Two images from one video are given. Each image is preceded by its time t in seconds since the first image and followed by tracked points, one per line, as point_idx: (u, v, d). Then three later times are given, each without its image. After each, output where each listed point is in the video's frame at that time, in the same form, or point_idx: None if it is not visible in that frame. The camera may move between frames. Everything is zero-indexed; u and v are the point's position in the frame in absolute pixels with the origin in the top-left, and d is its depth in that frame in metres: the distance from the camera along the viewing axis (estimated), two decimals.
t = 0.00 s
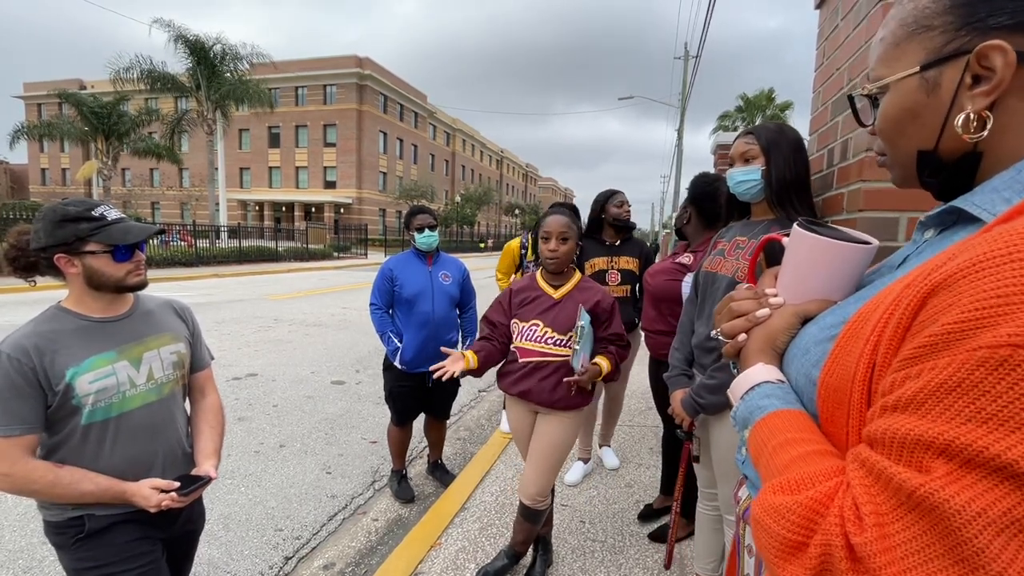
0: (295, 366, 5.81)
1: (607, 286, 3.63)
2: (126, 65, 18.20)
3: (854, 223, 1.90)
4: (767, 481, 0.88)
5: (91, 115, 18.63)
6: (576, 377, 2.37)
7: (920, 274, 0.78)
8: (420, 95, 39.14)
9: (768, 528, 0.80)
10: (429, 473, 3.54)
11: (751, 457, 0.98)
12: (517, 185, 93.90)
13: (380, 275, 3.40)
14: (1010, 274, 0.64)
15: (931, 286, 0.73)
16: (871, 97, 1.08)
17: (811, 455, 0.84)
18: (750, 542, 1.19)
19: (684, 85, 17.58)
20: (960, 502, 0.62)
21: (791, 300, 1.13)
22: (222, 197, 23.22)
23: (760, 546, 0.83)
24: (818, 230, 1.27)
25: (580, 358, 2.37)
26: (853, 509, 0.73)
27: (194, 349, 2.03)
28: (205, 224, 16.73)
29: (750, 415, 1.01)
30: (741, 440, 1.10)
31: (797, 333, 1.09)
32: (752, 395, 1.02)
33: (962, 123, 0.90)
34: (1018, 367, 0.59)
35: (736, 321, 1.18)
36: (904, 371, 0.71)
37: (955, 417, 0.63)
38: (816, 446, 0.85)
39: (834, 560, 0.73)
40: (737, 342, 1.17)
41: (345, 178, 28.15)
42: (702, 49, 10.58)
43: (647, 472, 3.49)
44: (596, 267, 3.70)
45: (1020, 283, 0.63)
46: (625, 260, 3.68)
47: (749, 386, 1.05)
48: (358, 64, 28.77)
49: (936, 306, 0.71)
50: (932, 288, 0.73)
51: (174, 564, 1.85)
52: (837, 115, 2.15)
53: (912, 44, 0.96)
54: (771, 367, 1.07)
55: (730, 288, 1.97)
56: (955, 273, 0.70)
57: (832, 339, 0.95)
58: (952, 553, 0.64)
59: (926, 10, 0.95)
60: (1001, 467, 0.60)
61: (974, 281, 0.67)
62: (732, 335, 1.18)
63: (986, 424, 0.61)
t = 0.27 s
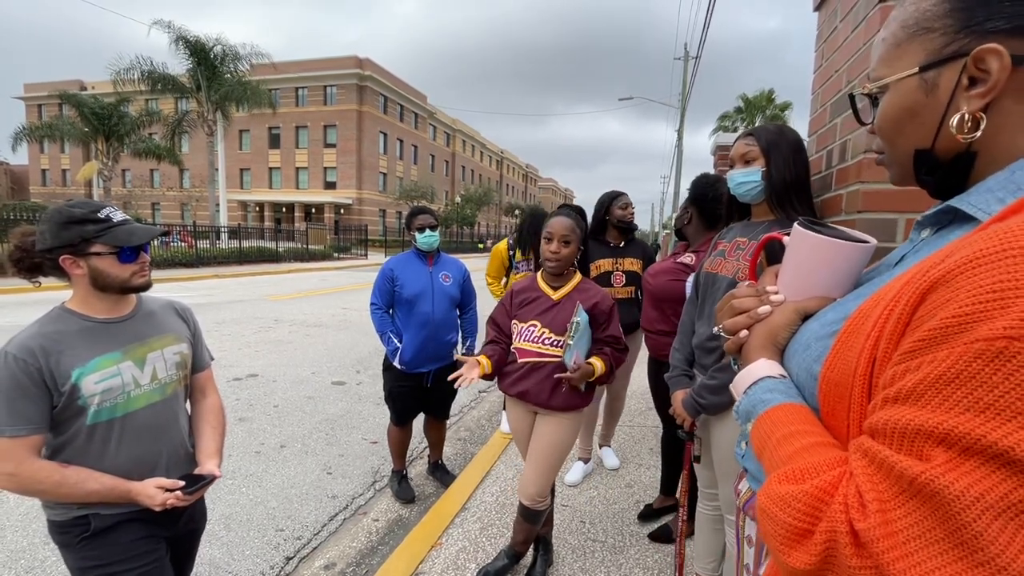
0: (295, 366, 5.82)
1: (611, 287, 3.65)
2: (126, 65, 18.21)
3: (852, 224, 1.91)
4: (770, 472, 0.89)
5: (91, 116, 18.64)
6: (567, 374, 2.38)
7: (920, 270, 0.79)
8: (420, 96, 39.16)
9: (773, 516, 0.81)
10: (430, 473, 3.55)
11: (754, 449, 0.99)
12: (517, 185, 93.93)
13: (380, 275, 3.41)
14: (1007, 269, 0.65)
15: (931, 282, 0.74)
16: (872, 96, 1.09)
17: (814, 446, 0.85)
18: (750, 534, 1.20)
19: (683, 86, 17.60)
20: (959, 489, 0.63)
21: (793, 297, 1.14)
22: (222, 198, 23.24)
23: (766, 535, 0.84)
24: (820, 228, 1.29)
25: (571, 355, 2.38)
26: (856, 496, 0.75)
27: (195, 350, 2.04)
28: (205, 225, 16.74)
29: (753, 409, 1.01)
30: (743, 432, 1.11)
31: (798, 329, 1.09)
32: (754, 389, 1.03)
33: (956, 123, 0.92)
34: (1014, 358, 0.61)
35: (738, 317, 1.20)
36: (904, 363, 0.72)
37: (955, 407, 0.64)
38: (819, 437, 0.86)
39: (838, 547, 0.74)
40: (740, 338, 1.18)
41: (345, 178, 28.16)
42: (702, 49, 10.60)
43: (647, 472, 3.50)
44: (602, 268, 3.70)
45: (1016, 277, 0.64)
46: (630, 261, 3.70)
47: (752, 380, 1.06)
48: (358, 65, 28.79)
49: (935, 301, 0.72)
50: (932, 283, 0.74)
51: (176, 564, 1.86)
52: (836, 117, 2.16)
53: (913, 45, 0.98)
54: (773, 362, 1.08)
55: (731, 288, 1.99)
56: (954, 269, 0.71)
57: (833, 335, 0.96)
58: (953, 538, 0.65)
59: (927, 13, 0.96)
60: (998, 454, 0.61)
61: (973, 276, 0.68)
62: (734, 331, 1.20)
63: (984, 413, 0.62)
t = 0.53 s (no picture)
0: (296, 367, 5.83)
1: (615, 287, 3.66)
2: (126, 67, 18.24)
3: (851, 225, 1.92)
4: (776, 462, 0.90)
5: (91, 117, 18.67)
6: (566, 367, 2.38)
7: (922, 265, 0.81)
8: (421, 97, 39.21)
9: (781, 505, 0.82)
10: (430, 473, 3.56)
11: (757, 440, 1.01)
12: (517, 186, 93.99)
13: (380, 276, 3.42)
14: (1011, 262, 0.67)
15: (935, 276, 0.76)
16: (875, 96, 1.09)
17: (820, 436, 0.86)
18: (750, 527, 1.20)
19: (683, 86, 17.62)
20: (967, 475, 0.64)
21: (796, 292, 1.15)
22: (223, 199, 23.27)
23: (774, 524, 0.85)
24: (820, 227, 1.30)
25: (569, 348, 2.39)
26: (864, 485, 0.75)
27: (196, 350, 2.05)
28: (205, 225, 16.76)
29: (757, 401, 1.02)
30: (746, 422, 1.13)
31: (799, 325, 1.11)
32: (758, 381, 1.05)
33: (958, 124, 0.93)
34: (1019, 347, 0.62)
35: (740, 312, 1.19)
36: (910, 354, 0.73)
37: (962, 395, 0.66)
38: (824, 429, 0.87)
39: (846, 534, 0.75)
40: (742, 332, 1.18)
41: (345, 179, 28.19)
42: (701, 50, 10.62)
43: (647, 473, 3.50)
44: (603, 269, 3.71)
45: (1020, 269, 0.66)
46: (632, 262, 3.71)
47: (755, 373, 1.07)
48: (358, 65, 28.83)
49: (940, 294, 0.74)
50: (937, 277, 0.75)
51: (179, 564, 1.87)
52: (835, 118, 2.17)
53: (917, 47, 0.98)
54: (776, 355, 1.09)
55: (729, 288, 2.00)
56: (959, 263, 0.73)
57: (837, 328, 0.97)
58: (960, 524, 0.66)
59: (932, 16, 0.96)
60: (1005, 440, 0.62)
61: (977, 269, 0.70)
62: (736, 325, 1.19)
63: (990, 401, 0.63)
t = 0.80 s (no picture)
0: (297, 367, 5.85)
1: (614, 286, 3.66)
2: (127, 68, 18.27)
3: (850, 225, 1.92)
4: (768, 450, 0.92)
5: (92, 118, 18.70)
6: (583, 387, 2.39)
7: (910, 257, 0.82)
8: (421, 97, 39.23)
9: (770, 488, 0.84)
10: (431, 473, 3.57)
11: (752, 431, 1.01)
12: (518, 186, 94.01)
13: (380, 276, 3.43)
14: (992, 252, 0.69)
15: (922, 266, 0.77)
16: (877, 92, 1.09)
17: (810, 424, 0.87)
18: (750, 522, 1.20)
19: (684, 87, 17.63)
20: (945, 456, 0.66)
21: (794, 289, 1.15)
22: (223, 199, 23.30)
23: (763, 507, 0.87)
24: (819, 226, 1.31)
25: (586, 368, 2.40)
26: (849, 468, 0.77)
27: (196, 351, 2.07)
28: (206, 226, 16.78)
29: (753, 393, 1.02)
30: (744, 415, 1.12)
31: (798, 320, 1.11)
32: (754, 373, 1.05)
33: (953, 122, 0.94)
34: (994, 332, 0.64)
35: (739, 308, 1.20)
36: (896, 342, 0.75)
37: (941, 380, 0.68)
38: (814, 417, 0.88)
39: (832, 516, 0.77)
40: (741, 328, 1.18)
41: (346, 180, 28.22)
42: (701, 50, 10.65)
43: (648, 473, 3.51)
44: (603, 266, 3.72)
45: (1000, 259, 0.68)
46: (633, 261, 3.72)
47: (753, 365, 1.07)
48: (359, 66, 28.86)
49: (925, 284, 0.76)
50: (924, 267, 0.77)
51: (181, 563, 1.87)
52: (835, 119, 2.17)
53: (919, 45, 0.98)
54: (772, 349, 1.09)
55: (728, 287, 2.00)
56: (944, 253, 0.75)
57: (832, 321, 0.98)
58: (939, 503, 0.68)
59: (934, 14, 0.96)
60: (983, 422, 0.64)
61: (960, 259, 0.72)
62: (735, 322, 1.20)
63: (969, 384, 0.65)
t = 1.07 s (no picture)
0: (299, 368, 5.85)
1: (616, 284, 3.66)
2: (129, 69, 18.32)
3: (850, 225, 1.92)
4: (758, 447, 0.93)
5: (94, 119, 18.74)
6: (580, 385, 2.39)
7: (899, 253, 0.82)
8: (422, 98, 39.24)
9: (756, 481, 0.86)
10: (432, 474, 3.57)
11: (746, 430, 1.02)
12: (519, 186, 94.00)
13: (381, 277, 3.43)
14: (965, 247, 0.69)
15: (904, 262, 0.77)
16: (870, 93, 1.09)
17: (797, 421, 0.88)
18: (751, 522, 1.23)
19: (685, 86, 17.62)
20: (915, 448, 0.66)
21: (790, 291, 1.16)
22: (225, 200, 23.32)
23: (752, 501, 0.88)
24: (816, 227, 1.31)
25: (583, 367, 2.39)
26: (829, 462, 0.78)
27: (200, 351, 2.07)
28: (208, 227, 16.81)
29: (748, 392, 1.02)
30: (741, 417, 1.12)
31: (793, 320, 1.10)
32: (748, 373, 1.05)
33: (940, 122, 0.94)
34: (964, 326, 0.64)
35: (737, 310, 1.21)
36: (875, 338, 0.76)
37: (912, 373, 0.68)
38: (802, 414, 0.89)
39: (814, 509, 0.78)
40: (739, 329, 1.18)
41: (347, 180, 28.24)
42: (703, 50, 10.61)
43: (649, 473, 3.51)
44: (608, 264, 3.71)
45: (973, 254, 0.68)
46: (636, 260, 3.73)
47: (748, 365, 1.07)
48: (360, 67, 28.87)
49: (904, 280, 0.76)
50: (904, 264, 0.78)
51: (183, 564, 1.88)
52: (835, 119, 2.17)
53: (907, 47, 0.98)
54: (767, 350, 1.09)
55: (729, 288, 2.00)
56: (923, 249, 0.75)
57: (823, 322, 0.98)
58: (913, 496, 0.68)
59: (921, 18, 0.96)
60: (952, 414, 0.64)
61: (936, 255, 0.72)
62: (733, 324, 1.20)
63: (938, 377, 0.66)
